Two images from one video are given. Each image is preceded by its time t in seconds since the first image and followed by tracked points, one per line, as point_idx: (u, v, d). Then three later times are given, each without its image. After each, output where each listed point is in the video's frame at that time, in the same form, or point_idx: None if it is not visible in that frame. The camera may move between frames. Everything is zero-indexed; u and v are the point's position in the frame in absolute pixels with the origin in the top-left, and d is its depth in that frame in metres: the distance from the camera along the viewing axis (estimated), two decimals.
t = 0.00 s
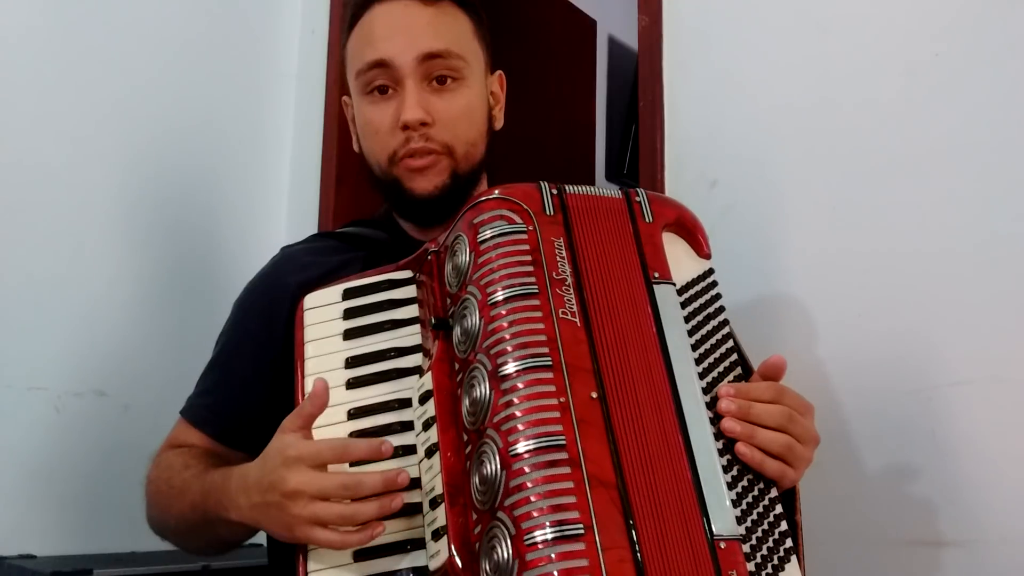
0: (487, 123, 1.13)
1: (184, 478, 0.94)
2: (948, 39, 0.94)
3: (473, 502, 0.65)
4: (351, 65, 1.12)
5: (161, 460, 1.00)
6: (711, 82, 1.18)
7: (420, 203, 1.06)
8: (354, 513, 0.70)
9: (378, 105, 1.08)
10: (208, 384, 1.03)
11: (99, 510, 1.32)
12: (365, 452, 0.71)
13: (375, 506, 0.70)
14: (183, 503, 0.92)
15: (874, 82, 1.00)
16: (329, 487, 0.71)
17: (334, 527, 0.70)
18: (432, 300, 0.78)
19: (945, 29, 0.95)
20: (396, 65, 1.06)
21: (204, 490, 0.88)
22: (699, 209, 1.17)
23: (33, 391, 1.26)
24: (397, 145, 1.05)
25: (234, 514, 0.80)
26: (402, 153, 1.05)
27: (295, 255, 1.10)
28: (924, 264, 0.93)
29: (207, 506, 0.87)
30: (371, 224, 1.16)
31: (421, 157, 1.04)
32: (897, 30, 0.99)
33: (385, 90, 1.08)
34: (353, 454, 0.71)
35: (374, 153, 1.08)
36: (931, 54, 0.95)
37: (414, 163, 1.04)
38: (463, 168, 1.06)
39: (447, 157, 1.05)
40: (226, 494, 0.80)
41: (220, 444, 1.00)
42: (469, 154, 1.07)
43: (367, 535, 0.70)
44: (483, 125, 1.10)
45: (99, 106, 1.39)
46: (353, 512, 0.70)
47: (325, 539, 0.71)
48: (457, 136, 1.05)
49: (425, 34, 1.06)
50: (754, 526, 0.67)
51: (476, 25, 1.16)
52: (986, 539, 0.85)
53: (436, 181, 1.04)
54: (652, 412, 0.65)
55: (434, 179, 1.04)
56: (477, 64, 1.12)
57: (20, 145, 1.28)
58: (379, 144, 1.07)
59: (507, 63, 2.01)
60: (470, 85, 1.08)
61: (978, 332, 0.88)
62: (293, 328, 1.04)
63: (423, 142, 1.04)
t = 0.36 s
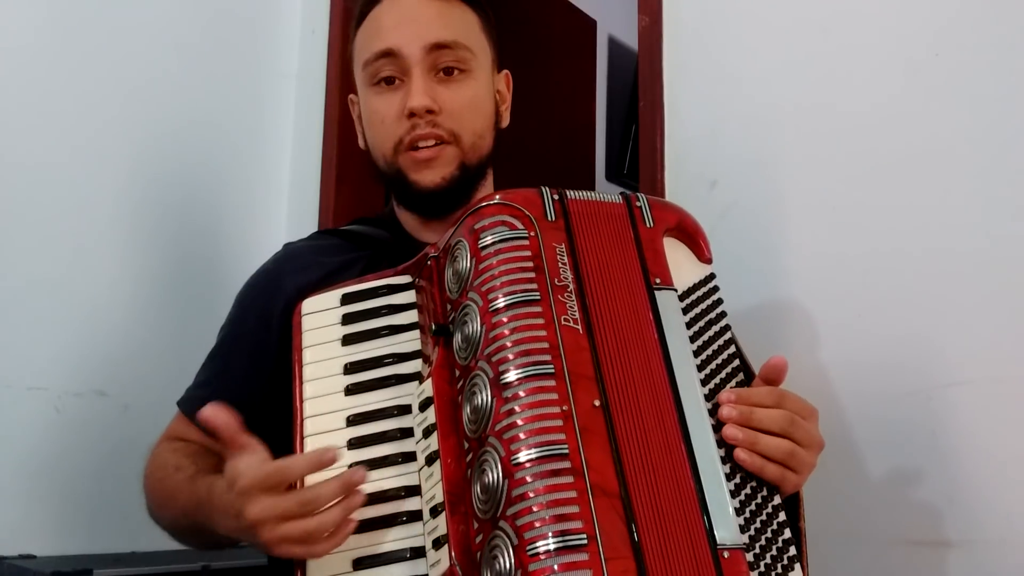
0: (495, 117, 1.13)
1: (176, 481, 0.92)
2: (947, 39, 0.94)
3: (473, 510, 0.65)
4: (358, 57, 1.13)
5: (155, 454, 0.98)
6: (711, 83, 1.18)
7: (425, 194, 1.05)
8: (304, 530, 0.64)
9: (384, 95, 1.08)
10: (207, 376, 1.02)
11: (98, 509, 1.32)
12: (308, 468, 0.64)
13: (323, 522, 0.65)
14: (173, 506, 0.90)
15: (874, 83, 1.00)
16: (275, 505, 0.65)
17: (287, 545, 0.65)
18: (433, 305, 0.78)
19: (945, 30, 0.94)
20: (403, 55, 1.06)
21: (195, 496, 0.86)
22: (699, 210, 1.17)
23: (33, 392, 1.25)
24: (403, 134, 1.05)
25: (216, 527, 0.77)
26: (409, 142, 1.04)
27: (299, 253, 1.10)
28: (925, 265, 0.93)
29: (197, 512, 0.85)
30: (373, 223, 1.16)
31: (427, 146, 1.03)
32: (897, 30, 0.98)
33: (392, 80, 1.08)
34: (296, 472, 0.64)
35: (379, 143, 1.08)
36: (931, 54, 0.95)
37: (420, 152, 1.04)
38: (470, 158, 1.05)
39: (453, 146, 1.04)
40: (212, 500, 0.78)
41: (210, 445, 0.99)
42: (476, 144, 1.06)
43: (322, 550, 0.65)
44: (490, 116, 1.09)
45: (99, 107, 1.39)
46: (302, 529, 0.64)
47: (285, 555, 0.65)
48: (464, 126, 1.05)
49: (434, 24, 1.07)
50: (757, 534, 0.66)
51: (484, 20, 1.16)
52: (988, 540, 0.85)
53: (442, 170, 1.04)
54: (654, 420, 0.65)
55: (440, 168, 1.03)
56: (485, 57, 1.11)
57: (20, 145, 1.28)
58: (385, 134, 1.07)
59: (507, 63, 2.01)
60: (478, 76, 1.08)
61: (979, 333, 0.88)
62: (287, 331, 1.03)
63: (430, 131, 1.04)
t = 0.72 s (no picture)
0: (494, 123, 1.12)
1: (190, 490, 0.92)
2: (947, 39, 0.94)
3: (471, 515, 0.65)
4: (358, 59, 1.12)
5: (159, 456, 0.97)
6: (710, 83, 1.18)
7: (421, 200, 1.05)
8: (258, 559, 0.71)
9: (383, 100, 1.08)
10: (205, 378, 1.02)
11: (98, 510, 1.32)
12: (264, 513, 0.69)
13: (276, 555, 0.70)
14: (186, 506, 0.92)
15: (874, 83, 1.00)
16: (237, 534, 0.71)
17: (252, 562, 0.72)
18: (431, 309, 0.78)
19: (943, 31, 0.94)
20: (403, 60, 1.06)
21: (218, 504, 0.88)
22: (698, 211, 1.17)
23: (33, 392, 1.26)
24: (400, 141, 1.05)
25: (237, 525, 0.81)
26: (406, 149, 1.04)
27: (294, 258, 1.10)
28: (924, 266, 0.93)
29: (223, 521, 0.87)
30: (370, 224, 1.15)
31: (424, 153, 1.03)
32: (896, 32, 0.98)
33: (391, 85, 1.08)
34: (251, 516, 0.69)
35: (377, 148, 1.08)
36: (930, 54, 0.95)
37: (416, 159, 1.04)
38: (467, 165, 1.05)
39: (451, 153, 1.04)
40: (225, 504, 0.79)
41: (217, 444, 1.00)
42: (473, 152, 1.06)
43: None
44: (489, 123, 1.09)
45: (100, 108, 1.39)
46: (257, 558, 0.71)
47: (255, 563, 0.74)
48: (462, 134, 1.05)
49: (435, 30, 1.06)
50: (755, 539, 0.66)
51: (486, 25, 1.16)
52: (990, 540, 0.85)
53: (439, 178, 1.04)
54: (652, 425, 0.65)
55: (436, 176, 1.03)
56: (486, 63, 1.11)
57: (20, 146, 1.28)
58: (383, 139, 1.07)
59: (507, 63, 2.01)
60: (478, 83, 1.08)
61: (979, 334, 0.88)
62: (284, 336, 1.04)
63: (427, 138, 1.03)
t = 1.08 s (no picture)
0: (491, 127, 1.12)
1: (194, 489, 0.91)
2: (948, 40, 0.94)
3: (473, 512, 0.64)
4: (354, 61, 1.12)
5: (162, 458, 0.97)
6: (711, 84, 1.18)
7: (417, 206, 1.06)
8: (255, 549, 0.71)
9: (379, 104, 1.08)
10: (207, 382, 1.02)
11: (97, 510, 1.31)
12: (258, 504, 0.69)
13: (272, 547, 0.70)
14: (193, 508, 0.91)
15: (875, 84, 1.00)
16: (233, 528, 0.71)
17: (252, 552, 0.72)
18: (435, 306, 0.77)
19: (946, 31, 0.94)
20: (399, 64, 1.06)
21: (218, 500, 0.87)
22: (700, 211, 1.16)
23: (33, 392, 1.25)
24: (396, 147, 1.05)
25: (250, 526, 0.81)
26: (402, 156, 1.04)
27: (294, 262, 1.10)
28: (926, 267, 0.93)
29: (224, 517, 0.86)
30: (372, 228, 1.16)
31: (419, 160, 1.03)
32: (897, 33, 0.98)
33: (388, 88, 1.08)
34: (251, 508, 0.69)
35: (373, 153, 1.08)
36: (931, 55, 0.95)
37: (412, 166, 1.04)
38: (463, 173, 1.05)
39: (446, 161, 1.04)
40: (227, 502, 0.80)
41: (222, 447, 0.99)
42: (469, 158, 1.06)
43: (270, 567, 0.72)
44: (485, 128, 1.09)
45: (102, 108, 1.39)
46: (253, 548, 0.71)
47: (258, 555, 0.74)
48: (458, 139, 1.05)
49: (431, 34, 1.06)
50: (758, 540, 0.66)
51: (485, 26, 1.15)
52: (995, 541, 0.84)
53: (433, 185, 1.04)
54: (656, 424, 0.64)
55: (431, 183, 1.04)
56: (484, 67, 1.11)
57: (22, 146, 1.28)
58: (379, 144, 1.07)
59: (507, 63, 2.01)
60: (475, 87, 1.08)
61: (984, 333, 0.87)
62: (285, 338, 1.04)
63: (423, 145, 1.03)
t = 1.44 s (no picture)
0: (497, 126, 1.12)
1: (184, 484, 0.95)
2: (948, 39, 0.94)
3: (472, 514, 0.64)
4: (360, 58, 1.12)
5: (156, 448, 1.00)
6: (711, 83, 1.18)
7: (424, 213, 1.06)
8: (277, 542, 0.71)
9: (386, 102, 1.08)
10: (204, 378, 1.03)
11: (97, 510, 1.31)
12: (290, 492, 0.71)
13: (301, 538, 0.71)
14: (186, 497, 0.94)
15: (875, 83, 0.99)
16: (257, 522, 0.72)
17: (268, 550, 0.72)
18: (432, 308, 0.77)
19: (946, 29, 0.94)
20: (407, 62, 1.05)
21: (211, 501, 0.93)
22: (700, 210, 1.16)
23: (33, 392, 1.25)
24: (403, 145, 1.05)
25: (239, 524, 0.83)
26: (409, 153, 1.04)
27: (296, 261, 1.09)
28: (926, 267, 0.93)
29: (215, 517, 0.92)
30: (371, 227, 1.15)
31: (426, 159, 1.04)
32: (897, 32, 0.98)
33: (395, 86, 1.07)
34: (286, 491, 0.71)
35: (379, 151, 1.08)
36: (931, 54, 0.95)
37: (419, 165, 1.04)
38: (470, 171, 1.06)
39: (454, 159, 1.05)
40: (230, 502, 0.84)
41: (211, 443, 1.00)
42: (476, 158, 1.06)
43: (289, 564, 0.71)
44: (492, 128, 1.09)
45: (102, 108, 1.39)
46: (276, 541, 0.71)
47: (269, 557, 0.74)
48: (466, 139, 1.05)
49: (440, 33, 1.05)
50: (758, 540, 0.66)
51: (491, 24, 1.15)
52: (995, 539, 0.84)
53: (440, 184, 1.04)
54: (654, 425, 0.64)
55: (438, 182, 1.04)
56: (490, 65, 1.11)
57: (21, 146, 1.28)
58: (385, 142, 1.07)
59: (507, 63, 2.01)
60: (482, 87, 1.08)
61: (983, 332, 0.87)
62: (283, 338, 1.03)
63: (431, 143, 1.04)
